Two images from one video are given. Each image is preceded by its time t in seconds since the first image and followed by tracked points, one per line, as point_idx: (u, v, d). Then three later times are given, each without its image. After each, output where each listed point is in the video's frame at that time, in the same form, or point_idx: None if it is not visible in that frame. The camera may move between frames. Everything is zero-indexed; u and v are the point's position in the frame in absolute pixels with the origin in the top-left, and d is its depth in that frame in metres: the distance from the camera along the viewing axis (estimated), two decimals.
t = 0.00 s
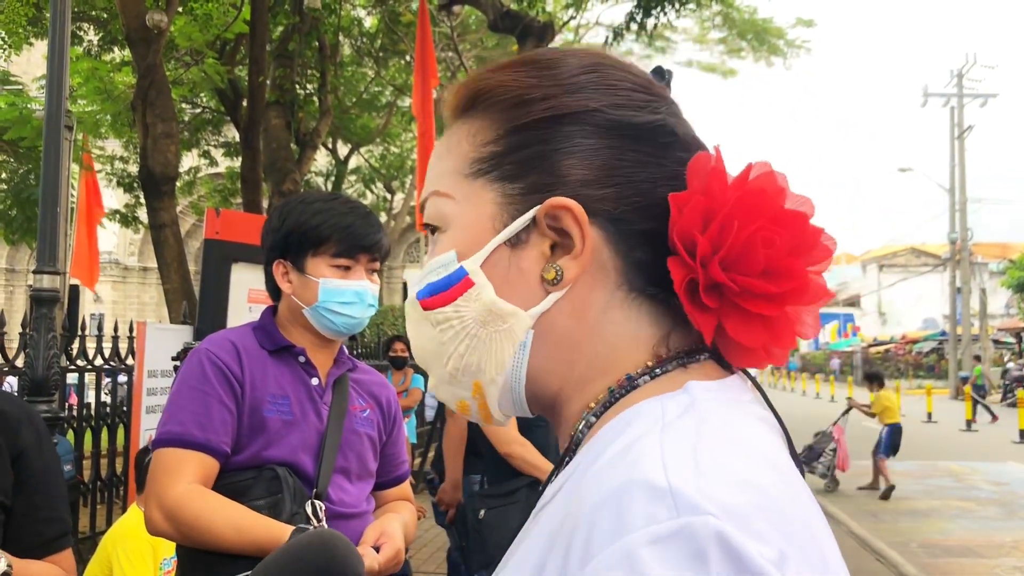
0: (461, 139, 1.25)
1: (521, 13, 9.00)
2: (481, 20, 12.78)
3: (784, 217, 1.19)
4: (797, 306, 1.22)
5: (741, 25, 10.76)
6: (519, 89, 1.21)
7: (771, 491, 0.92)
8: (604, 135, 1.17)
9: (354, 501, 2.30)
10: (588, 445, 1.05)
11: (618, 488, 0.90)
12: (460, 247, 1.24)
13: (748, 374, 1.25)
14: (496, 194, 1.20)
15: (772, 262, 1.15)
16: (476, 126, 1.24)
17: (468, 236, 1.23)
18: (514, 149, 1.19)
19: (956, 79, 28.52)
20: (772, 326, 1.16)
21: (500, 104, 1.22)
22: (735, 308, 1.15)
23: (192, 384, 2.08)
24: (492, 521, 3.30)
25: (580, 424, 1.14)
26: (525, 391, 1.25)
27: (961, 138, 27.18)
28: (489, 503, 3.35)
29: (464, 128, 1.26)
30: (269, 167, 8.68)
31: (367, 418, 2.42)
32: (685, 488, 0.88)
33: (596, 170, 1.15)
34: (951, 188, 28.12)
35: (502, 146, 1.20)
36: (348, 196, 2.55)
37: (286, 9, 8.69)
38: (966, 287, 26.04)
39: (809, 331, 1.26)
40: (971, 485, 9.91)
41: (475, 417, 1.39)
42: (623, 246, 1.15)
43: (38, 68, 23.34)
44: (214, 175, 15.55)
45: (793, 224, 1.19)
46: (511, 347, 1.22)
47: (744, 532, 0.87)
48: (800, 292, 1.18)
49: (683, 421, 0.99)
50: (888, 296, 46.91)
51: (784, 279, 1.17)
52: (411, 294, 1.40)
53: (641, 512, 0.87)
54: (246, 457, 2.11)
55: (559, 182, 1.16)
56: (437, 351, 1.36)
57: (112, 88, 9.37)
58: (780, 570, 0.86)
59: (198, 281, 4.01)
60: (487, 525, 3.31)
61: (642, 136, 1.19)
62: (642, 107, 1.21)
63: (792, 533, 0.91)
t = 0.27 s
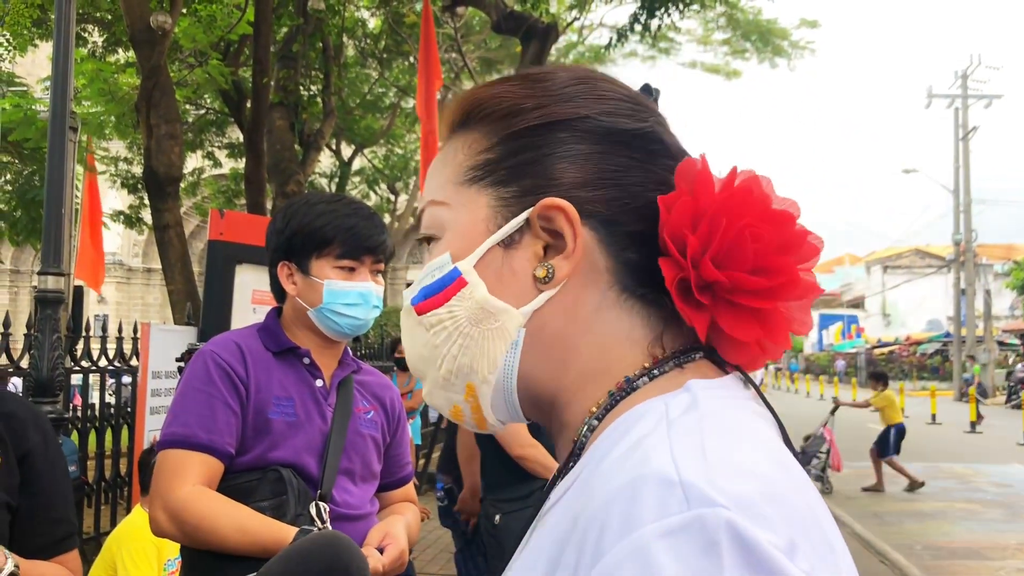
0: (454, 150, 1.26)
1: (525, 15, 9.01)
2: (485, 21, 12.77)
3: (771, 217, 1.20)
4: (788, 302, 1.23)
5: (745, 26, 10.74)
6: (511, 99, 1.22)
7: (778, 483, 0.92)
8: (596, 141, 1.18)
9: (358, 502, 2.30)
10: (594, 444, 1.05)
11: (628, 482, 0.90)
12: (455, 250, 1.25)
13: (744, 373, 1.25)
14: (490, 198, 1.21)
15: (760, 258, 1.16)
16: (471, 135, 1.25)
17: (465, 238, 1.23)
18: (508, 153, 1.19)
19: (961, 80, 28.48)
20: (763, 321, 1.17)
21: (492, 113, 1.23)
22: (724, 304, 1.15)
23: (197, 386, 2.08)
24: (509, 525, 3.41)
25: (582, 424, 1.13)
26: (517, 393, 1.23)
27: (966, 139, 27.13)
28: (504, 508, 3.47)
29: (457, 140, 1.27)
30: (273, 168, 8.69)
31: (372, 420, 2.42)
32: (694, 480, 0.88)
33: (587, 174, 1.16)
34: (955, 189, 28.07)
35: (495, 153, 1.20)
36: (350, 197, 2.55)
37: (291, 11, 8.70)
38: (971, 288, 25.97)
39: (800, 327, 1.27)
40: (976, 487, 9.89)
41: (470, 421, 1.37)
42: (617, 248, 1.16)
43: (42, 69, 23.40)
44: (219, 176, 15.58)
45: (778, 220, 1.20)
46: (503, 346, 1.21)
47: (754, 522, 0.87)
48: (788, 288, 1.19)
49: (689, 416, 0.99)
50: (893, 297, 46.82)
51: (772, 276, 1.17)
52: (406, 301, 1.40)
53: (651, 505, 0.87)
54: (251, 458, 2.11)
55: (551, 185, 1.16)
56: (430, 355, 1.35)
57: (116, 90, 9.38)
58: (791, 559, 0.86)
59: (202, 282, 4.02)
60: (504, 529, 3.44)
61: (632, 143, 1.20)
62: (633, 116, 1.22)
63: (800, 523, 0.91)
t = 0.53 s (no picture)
0: (538, 119, 1.25)
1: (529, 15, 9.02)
2: (490, 22, 12.78)
3: (854, 230, 1.17)
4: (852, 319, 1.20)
5: (750, 26, 10.73)
6: (602, 73, 1.20)
7: (822, 490, 0.93)
8: (682, 125, 1.16)
9: (364, 501, 2.31)
10: (630, 441, 1.04)
11: (677, 478, 0.89)
12: (530, 223, 1.25)
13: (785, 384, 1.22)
14: (570, 174, 1.20)
15: (834, 270, 1.13)
16: (556, 106, 1.23)
17: (541, 212, 1.23)
18: (591, 131, 1.18)
19: (966, 80, 28.41)
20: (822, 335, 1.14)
21: (582, 87, 1.21)
22: (788, 311, 1.13)
23: (204, 385, 2.09)
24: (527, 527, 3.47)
25: (620, 417, 1.14)
26: (569, 371, 1.24)
27: (971, 140, 27.08)
28: (518, 510, 3.52)
29: (543, 108, 1.25)
30: (279, 169, 8.71)
31: (378, 420, 2.43)
32: (745, 480, 0.88)
33: (671, 158, 1.14)
34: (960, 189, 28.01)
35: (579, 129, 1.19)
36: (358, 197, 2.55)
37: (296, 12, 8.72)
38: (976, 288, 25.90)
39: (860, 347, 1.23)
40: (982, 488, 9.86)
41: (519, 389, 1.38)
42: (691, 237, 1.14)
43: (48, 70, 23.47)
44: (224, 176, 15.61)
45: (862, 236, 1.17)
46: (562, 326, 1.22)
47: (802, 525, 0.87)
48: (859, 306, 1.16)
49: (733, 417, 0.99)
50: (897, 298, 46.74)
51: (844, 290, 1.14)
52: (476, 261, 1.41)
53: (701, 502, 0.86)
54: (258, 457, 2.12)
55: (633, 167, 1.15)
56: (491, 320, 1.36)
57: (122, 91, 9.41)
58: (836, 564, 0.86)
59: (207, 281, 4.03)
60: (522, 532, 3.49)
61: (720, 130, 1.18)
62: (722, 102, 1.19)
63: (841, 531, 0.91)
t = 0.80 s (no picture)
0: (573, 113, 1.25)
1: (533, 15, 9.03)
2: (494, 21, 12.76)
3: (878, 248, 1.16)
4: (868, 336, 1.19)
5: (754, 26, 10.70)
6: (640, 71, 1.21)
7: (839, 494, 0.91)
8: (714, 129, 1.16)
9: (368, 501, 2.31)
10: (645, 445, 1.04)
11: (691, 480, 0.89)
12: (557, 218, 1.25)
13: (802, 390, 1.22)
14: (600, 172, 1.21)
15: (857, 288, 1.12)
16: (592, 102, 1.24)
17: (569, 209, 1.24)
18: (624, 129, 1.18)
19: (970, 79, 28.32)
20: (840, 352, 1.13)
21: (619, 84, 1.22)
22: (807, 325, 1.12)
23: (210, 384, 2.11)
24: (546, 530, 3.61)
25: (640, 419, 1.15)
26: (593, 369, 1.25)
27: (976, 139, 27.01)
28: (535, 514, 3.65)
29: (580, 102, 1.26)
30: (283, 169, 8.72)
31: (382, 420, 2.44)
32: (761, 483, 0.87)
33: (701, 164, 1.14)
34: (964, 189, 27.93)
35: (613, 126, 1.19)
36: (362, 197, 2.56)
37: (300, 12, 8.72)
38: (980, 288, 25.84)
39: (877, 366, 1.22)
40: (986, 488, 9.85)
41: (540, 383, 1.39)
42: (718, 245, 1.15)
43: (53, 70, 23.51)
44: (228, 176, 15.63)
45: (887, 256, 1.16)
46: (588, 324, 1.22)
47: (816, 528, 0.86)
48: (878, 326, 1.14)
49: (750, 421, 0.98)
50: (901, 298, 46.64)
51: (865, 309, 1.13)
52: (501, 253, 1.41)
53: (715, 504, 0.86)
54: (263, 457, 2.13)
55: (663, 171, 1.15)
56: (515, 314, 1.37)
57: (126, 91, 9.41)
58: (852, 568, 0.84)
59: (212, 282, 4.04)
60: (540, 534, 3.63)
61: (754, 136, 1.18)
62: (759, 108, 1.19)
63: (860, 536, 0.89)
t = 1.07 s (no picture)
0: (595, 106, 1.25)
1: (534, 15, 9.04)
2: (495, 22, 12.78)
3: (892, 258, 1.15)
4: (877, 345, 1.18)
5: (756, 26, 10.70)
6: (664, 68, 1.21)
7: (851, 485, 0.91)
8: (733, 131, 1.16)
9: (369, 499, 2.32)
10: (656, 431, 1.04)
11: (703, 466, 0.89)
12: (574, 210, 1.25)
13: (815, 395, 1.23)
14: (621, 167, 1.20)
15: (869, 296, 1.12)
16: (614, 96, 1.24)
17: (586, 201, 1.23)
18: (646, 126, 1.18)
19: (972, 80, 28.29)
20: (850, 359, 1.13)
21: (643, 79, 1.21)
22: (818, 330, 1.12)
23: (212, 383, 2.11)
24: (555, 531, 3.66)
25: (651, 411, 1.16)
26: (606, 361, 1.25)
27: (977, 140, 27.01)
28: (543, 516, 3.67)
29: (603, 95, 1.26)
30: (285, 169, 8.73)
31: (383, 417, 2.44)
32: (771, 472, 0.87)
33: (718, 164, 1.14)
34: (965, 189, 27.94)
35: (635, 121, 1.19)
36: (363, 196, 2.56)
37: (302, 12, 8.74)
38: (982, 288, 25.84)
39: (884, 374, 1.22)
40: (987, 489, 9.84)
41: (550, 376, 1.38)
42: (733, 247, 1.15)
43: (54, 69, 23.52)
44: (230, 176, 15.64)
45: (899, 266, 1.16)
46: (603, 318, 1.22)
47: (826, 518, 0.86)
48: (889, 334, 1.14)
49: (761, 410, 0.98)
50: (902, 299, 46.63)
51: (877, 317, 1.13)
52: (515, 245, 1.41)
53: (725, 491, 0.86)
54: (264, 456, 2.13)
55: (682, 169, 1.15)
56: (529, 305, 1.37)
57: (128, 91, 9.41)
58: (860, 559, 0.85)
59: (214, 280, 4.04)
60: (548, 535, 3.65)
61: (773, 140, 1.18)
62: (780, 113, 1.19)
63: (867, 527, 0.90)
